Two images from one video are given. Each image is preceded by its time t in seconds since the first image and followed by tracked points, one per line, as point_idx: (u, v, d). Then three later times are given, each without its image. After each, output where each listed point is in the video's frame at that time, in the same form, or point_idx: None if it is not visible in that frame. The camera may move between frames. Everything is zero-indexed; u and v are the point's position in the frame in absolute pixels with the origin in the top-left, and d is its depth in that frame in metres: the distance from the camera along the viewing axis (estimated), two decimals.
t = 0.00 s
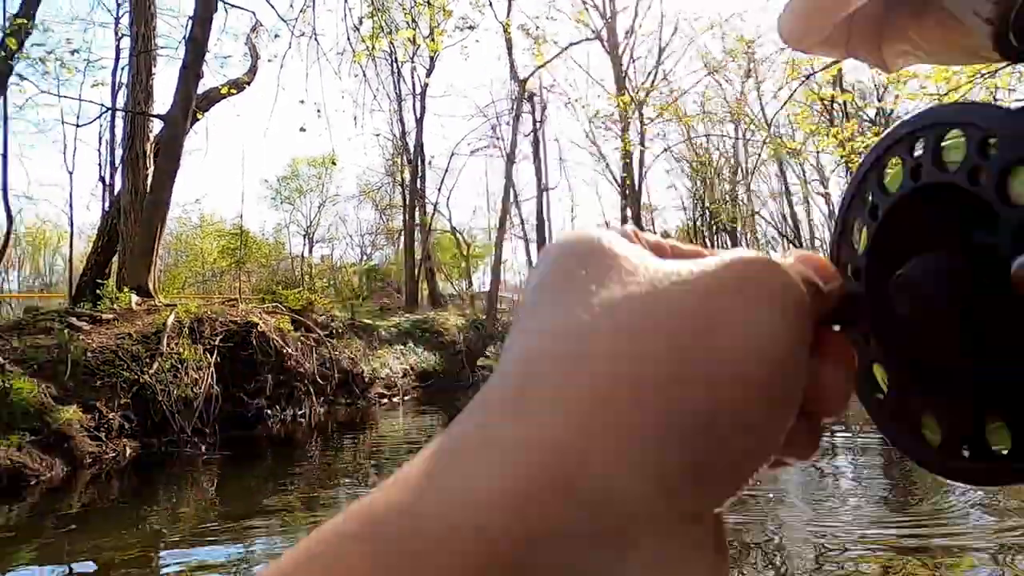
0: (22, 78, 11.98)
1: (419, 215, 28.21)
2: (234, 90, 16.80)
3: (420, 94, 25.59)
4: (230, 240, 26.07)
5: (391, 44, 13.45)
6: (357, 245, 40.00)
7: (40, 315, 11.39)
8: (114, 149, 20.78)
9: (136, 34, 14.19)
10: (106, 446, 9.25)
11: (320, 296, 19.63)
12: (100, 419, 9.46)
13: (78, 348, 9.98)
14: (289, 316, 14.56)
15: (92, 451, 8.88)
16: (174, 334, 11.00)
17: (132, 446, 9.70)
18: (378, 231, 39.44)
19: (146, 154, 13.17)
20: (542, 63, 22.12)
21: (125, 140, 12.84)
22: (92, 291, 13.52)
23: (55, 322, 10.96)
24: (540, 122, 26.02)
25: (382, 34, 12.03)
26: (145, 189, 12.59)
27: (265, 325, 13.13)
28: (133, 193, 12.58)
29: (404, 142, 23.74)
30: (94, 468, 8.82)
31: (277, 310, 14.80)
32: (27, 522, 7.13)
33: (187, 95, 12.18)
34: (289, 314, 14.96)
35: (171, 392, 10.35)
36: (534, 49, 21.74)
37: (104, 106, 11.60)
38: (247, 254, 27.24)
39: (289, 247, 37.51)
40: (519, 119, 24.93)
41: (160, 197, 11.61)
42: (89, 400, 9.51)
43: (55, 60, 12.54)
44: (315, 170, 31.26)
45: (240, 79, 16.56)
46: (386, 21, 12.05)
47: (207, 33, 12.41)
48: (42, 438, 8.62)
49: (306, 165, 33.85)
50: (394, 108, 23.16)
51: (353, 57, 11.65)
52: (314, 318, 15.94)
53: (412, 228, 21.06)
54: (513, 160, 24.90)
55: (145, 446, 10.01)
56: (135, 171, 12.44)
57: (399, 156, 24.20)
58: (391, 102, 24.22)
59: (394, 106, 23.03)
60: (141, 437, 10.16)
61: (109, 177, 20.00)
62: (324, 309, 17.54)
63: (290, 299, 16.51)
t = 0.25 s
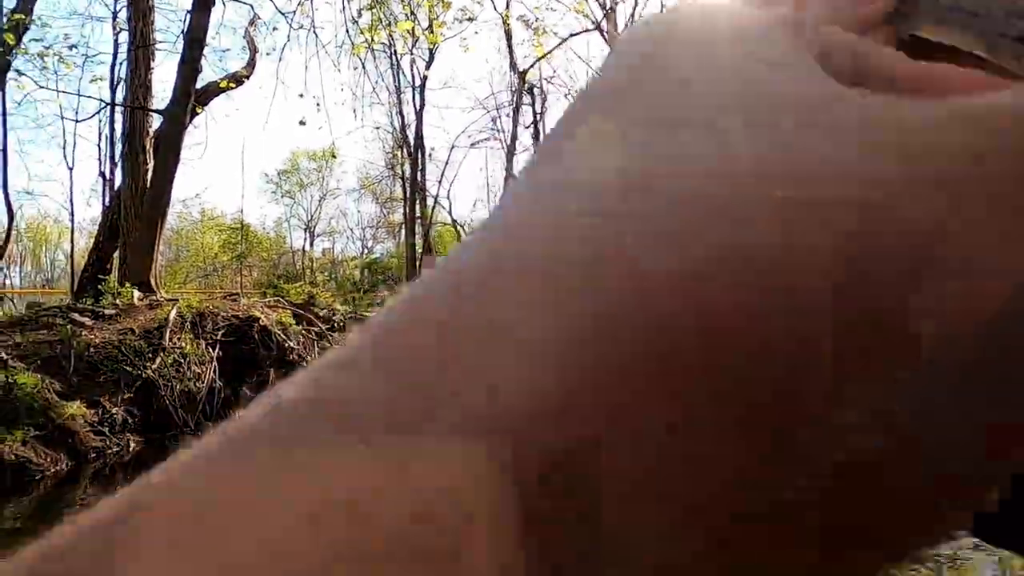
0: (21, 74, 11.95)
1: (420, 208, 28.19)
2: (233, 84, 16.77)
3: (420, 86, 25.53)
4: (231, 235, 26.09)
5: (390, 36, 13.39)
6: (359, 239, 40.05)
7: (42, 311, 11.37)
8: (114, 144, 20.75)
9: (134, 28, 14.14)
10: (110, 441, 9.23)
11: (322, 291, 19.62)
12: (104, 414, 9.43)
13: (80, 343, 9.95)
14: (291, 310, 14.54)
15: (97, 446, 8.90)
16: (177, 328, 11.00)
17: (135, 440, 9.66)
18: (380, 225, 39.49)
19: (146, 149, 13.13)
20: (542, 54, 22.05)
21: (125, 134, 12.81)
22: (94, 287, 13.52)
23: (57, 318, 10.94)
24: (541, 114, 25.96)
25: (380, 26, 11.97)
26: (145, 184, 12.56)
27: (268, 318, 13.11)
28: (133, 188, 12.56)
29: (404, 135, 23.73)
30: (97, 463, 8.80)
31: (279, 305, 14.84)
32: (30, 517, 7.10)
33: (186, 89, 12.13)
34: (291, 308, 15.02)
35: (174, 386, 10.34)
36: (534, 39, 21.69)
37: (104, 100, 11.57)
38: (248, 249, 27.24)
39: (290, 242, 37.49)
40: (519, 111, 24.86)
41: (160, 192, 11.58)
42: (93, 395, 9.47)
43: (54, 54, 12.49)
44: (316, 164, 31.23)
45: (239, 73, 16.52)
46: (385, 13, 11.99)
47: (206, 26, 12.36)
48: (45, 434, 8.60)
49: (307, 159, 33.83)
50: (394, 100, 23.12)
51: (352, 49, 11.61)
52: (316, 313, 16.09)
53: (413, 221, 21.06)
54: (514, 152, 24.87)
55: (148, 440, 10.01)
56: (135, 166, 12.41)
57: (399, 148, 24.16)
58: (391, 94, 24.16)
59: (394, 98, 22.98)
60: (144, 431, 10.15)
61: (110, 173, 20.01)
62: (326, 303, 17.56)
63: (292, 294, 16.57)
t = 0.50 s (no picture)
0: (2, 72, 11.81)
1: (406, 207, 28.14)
2: (217, 83, 16.67)
3: (406, 85, 25.47)
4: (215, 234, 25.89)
5: (376, 34, 13.30)
6: (345, 237, 39.87)
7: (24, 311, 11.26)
8: (95, 143, 20.58)
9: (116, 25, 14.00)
10: (94, 443, 9.17)
11: (307, 290, 19.54)
12: (87, 416, 9.37)
13: (63, 344, 9.87)
14: (276, 310, 14.51)
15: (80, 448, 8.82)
16: (161, 329, 10.96)
17: (120, 442, 9.62)
18: (365, 224, 39.30)
19: (129, 148, 13.03)
20: (528, 52, 21.98)
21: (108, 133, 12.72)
22: (76, 287, 13.40)
23: (40, 319, 10.84)
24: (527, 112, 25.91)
25: (365, 23, 11.89)
26: (129, 184, 12.47)
27: (253, 319, 13.10)
28: (116, 187, 12.46)
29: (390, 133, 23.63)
30: (82, 465, 8.73)
31: (265, 304, 14.78)
32: (16, 520, 7.04)
33: (170, 87, 12.04)
34: (276, 308, 14.95)
35: (159, 387, 10.29)
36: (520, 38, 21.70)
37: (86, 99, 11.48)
38: (233, 248, 27.09)
39: (275, 241, 37.32)
40: (505, 110, 24.80)
41: (144, 192, 11.49)
42: (75, 397, 9.39)
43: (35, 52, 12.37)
44: (301, 162, 31.04)
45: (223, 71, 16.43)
46: (370, 11, 11.91)
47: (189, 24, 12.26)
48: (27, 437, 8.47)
49: (292, 157, 33.64)
50: (380, 99, 23.06)
51: (337, 47, 11.53)
52: (301, 312, 16.02)
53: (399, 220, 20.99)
54: (500, 151, 24.86)
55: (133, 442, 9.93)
56: (119, 165, 12.32)
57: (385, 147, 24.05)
58: (377, 93, 24.05)
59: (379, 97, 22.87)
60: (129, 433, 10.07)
61: (92, 172, 19.80)
62: (311, 302, 17.47)
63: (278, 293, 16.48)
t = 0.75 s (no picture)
0: None
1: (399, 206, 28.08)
2: (207, 83, 16.58)
3: (398, 84, 25.41)
4: (208, 235, 25.79)
5: (367, 33, 13.24)
6: (338, 237, 39.81)
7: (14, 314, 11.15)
8: (86, 144, 20.50)
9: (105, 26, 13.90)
10: (85, 446, 9.08)
11: (301, 290, 19.47)
12: (78, 419, 9.27)
13: (54, 347, 9.77)
14: (269, 311, 14.43)
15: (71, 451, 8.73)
16: (153, 331, 10.90)
17: (113, 445, 9.55)
18: (359, 224, 39.26)
19: (119, 149, 12.93)
20: (520, 51, 21.94)
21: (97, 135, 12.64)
22: (67, 289, 13.30)
23: (30, 322, 10.73)
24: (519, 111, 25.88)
25: (357, 22, 11.82)
26: (119, 185, 12.37)
27: (246, 320, 13.04)
28: (106, 188, 12.36)
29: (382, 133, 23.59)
30: (75, 469, 8.66)
31: (258, 305, 14.73)
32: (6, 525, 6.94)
33: (160, 88, 11.95)
34: (269, 308, 14.90)
35: (151, 389, 10.21)
36: (512, 36, 21.67)
37: (75, 100, 11.40)
38: (226, 249, 27.00)
39: (267, 242, 37.22)
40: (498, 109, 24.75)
41: (135, 193, 11.40)
42: (66, 400, 9.30)
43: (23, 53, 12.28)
44: (293, 163, 30.98)
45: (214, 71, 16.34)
46: (362, 9, 11.83)
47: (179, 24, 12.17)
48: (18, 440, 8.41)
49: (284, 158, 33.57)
50: (372, 98, 23.00)
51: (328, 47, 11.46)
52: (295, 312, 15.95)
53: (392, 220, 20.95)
54: (493, 149, 24.82)
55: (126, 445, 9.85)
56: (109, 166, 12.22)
57: (377, 147, 23.97)
58: (369, 92, 23.98)
59: (371, 96, 22.79)
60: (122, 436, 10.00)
61: (83, 174, 19.69)
62: (304, 303, 17.41)
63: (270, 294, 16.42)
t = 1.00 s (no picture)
0: None
1: (399, 202, 28.04)
2: (204, 81, 16.51)
3: (395, 80, 25.32)
4: (207, 235, 25.80)
5: (364, 29, 13.16)
6: (338, 234, 39.80)
7: (15, 315, 11.16)
8: (84, 144, 20.46)
9: (101, 25, 13.86)
10: (90, 447, 9.12)
11: (301, 288, 19.45)
12: (82, 420, 9.30)
13: (56, 348, 9.80)
14: (270, 309, 14.43)
15: (75, 451, 8.78)
16: (154, 331, 10.95)
17: (116, 445, 9.58)
18: (358, 220, 39.22)
19: (117, 149, 12.91)
20: (518, 45, 21.89)
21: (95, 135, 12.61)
22: (69, 290, 13.33)
23: (31, 322, 10.75)
24: (518, 104, 25.85)
25: (354, 18, 11.76)
26: (118, 185, 12.35)
27: (247, 318, 13.06)
28: (105, 189, 12.35)
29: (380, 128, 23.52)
30: (79, 469, 8.68)
31: (259, 303, 14.76)
32: (13, 525, 6.97)
33: (157, 87, 11.91)
34: (270, 306, 14.92)
35: (154, 389, 10.26)
36: (510, 30, 21.58)
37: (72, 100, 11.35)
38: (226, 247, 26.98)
39: (267, 240, 37.19)
40: (496, 103, 24.68)
41: (133, 193, 11.40)
42: (69, 402, 9.33)
43: (20, 55, 12.25)
44: (291, 160, 30.91)
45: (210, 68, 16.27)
46: (358, 5, 11.77)
47: (174, 21, 12.11)
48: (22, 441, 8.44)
49: (282, 155, 33.51)
50: (369, 94, 22.92)
51: (325, 43, 11.40)
52: (295, 310, 15.97)
53: (392, 216, 20.92)
54: (492, 144, 24.76)
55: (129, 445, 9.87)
56: (108, 166, 12.21)
57: (376, 142, 23.92)
58: (366, 88, 23.90)
59: (369, 92, 22.71)
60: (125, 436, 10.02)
61: (82, 175, 19.68)
62: (305, 301, 17.44)
63: (271, 292, 16.45)
